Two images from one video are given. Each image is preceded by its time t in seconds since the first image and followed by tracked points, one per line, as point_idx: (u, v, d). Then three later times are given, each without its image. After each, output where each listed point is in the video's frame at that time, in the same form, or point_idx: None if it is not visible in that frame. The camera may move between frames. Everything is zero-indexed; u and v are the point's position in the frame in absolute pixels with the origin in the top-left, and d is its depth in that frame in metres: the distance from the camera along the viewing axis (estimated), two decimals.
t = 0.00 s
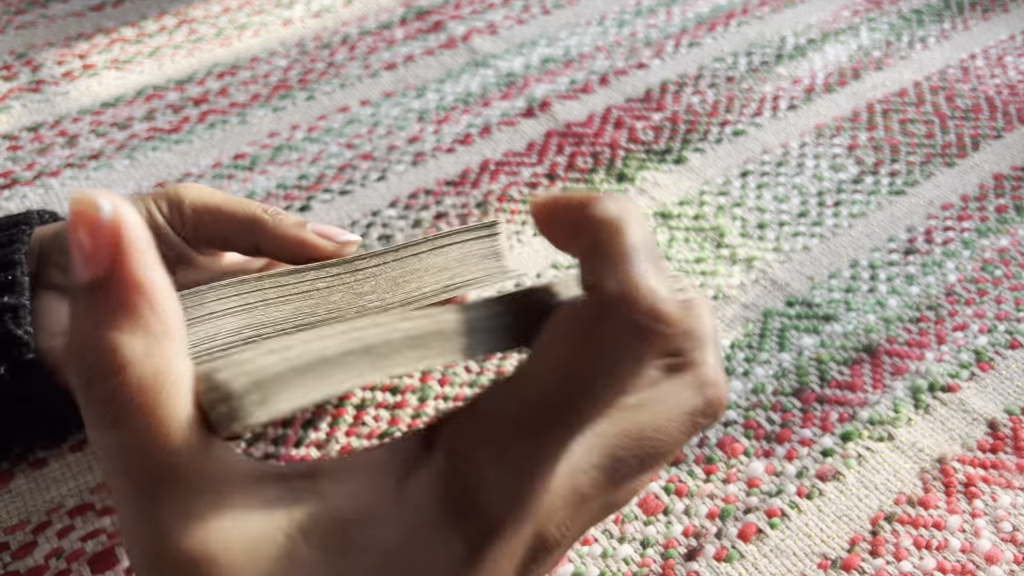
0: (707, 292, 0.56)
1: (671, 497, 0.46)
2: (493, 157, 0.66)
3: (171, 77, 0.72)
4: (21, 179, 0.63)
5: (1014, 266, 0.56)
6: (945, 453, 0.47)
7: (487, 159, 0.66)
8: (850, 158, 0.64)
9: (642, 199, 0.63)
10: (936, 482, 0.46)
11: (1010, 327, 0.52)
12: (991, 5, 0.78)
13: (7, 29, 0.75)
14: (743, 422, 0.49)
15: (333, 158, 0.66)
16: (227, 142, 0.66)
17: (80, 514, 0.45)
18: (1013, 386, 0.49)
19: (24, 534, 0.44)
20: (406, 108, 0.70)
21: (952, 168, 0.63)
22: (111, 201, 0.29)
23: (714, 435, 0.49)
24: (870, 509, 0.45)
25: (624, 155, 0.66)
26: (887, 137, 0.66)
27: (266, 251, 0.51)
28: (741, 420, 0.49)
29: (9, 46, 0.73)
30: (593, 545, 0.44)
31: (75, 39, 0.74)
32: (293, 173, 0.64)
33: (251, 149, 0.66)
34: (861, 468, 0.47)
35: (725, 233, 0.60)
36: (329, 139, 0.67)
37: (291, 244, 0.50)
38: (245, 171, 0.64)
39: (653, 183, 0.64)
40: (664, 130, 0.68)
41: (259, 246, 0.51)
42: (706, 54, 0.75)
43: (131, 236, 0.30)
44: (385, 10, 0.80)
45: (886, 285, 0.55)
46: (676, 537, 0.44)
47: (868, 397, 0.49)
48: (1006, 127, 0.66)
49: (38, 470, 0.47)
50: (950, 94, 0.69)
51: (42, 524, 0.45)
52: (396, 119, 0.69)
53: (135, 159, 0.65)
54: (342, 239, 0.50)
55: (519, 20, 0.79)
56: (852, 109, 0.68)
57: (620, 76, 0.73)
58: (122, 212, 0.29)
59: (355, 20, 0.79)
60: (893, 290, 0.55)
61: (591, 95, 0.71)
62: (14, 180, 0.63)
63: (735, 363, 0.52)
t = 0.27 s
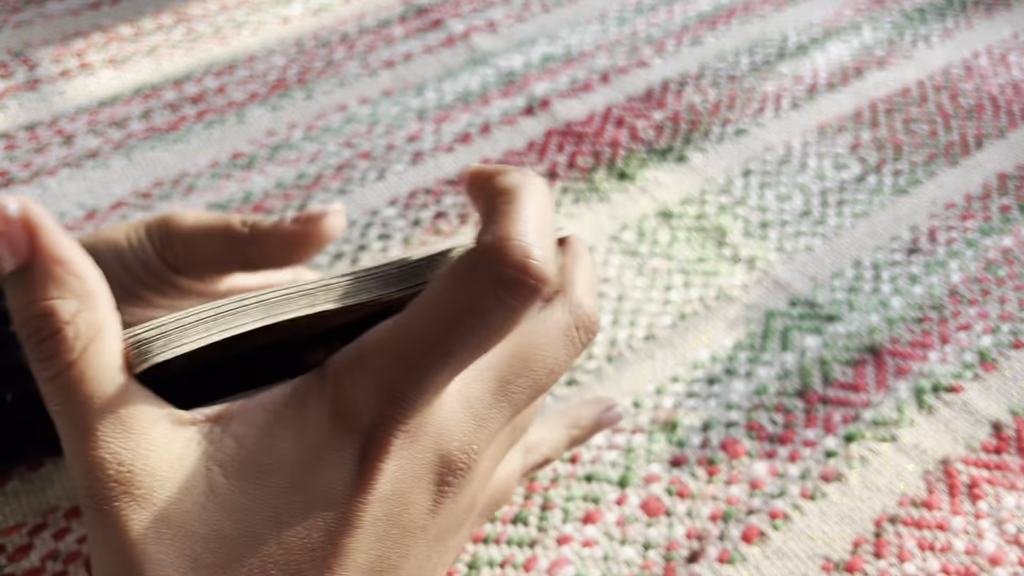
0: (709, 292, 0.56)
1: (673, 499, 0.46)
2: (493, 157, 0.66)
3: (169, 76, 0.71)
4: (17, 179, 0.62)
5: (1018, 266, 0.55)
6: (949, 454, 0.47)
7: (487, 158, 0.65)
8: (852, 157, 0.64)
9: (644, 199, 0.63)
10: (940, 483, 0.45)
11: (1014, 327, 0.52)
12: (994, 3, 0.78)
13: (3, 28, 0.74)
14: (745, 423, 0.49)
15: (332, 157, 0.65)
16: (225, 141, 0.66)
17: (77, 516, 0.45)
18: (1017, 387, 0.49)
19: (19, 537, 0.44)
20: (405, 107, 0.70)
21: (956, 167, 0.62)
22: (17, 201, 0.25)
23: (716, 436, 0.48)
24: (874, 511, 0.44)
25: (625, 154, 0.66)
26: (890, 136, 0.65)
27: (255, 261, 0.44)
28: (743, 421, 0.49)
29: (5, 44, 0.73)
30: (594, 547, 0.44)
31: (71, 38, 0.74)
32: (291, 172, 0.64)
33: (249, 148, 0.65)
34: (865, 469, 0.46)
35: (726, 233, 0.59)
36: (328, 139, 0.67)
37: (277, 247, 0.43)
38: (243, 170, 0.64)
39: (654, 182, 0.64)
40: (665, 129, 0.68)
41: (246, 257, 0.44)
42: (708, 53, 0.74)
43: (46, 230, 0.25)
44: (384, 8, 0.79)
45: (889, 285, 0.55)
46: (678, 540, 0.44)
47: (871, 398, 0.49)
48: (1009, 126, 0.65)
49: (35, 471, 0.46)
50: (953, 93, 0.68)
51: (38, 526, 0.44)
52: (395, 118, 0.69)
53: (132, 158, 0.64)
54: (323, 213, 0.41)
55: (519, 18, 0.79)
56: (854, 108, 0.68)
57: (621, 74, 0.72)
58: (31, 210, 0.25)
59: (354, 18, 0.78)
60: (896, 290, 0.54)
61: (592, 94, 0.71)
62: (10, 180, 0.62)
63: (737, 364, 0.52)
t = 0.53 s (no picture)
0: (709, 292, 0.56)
1: (672, 499, 0.46)
2: (493, 157, 0.66)
3: (169, 76, 0.71)
4: (18, 179, 0.62)
5: (1017, 266, 0.55)
6: (948, 454, 0.47)
7: (487, 158, 0.65)
8: (852, 157, 0.64)
9: (643, 199, 0.63)
10: (939, 483, 0.46)
11: (1013, 327, 0.52)
12: (994, 3, 0.78)
13: (4, 28, 0.74)
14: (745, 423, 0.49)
15: (332, 158, 0.65)
16: (225, 141, 0.66)
17: (78, 514, 0.45)
18: (1016, 387, 0.49)
19: (20, 536, 0.44)
20: (405, 107, 0.70)
21: (955, 167, 0.62)
22: (150, 315, 0.23)
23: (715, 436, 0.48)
24: (873, 511, 0.45)
25: (625, 155, 0.66)
26: (889, 136, 0.65)
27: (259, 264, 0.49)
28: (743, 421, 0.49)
29: (6, 45, 0.73)
30: (593, 547, 0.44)
31: (72, 38, 0.74)
32: (291, 172, 0.64)
33: (249, 148, 0.66)
34: (864, 469, 0.46)
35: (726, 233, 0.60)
36: (328, 139, 0.67)
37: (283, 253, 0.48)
38: (243, 170, 0.64)
39: (654, 183, 0.64)
40: (665, 129, 0.68)
41: (252, 261, 0.49)
42: (707, 53, 0.74)
43: (181, 346, 0.24)
44: (384, 9, 0.80)
45: (889, 285, 0.55)
46: (678, 539, 0.44)
47: (870, 398, 0.49)
48: (1008, 126, 0.66)
49: (35, 472, 0.47)
50: (952, 93, 0.69)
51: (39, 525, 0.44)
52: (395, 118, 0.69)
53: (132, 158, 0.64)
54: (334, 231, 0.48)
55: (519, 19, 0.79)
56: (853, 109, 0.68)
57: (620, 75, 0.73)
58: (164, 326, 0.23)
59: (354, 18, 0.78)
60: (896, 290, 0.55)
61: (592, 94, 0.71)
62: (11, 180, 0.62)
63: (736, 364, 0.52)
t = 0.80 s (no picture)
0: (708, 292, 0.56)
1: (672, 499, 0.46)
2: (493, 157, 0.66)
3: (170, 76, 0.71)
4: (18, 179, 0.62)
5: (1017, 266, 0.55)
6: (948, 454, 0.47)
7: (487, 159, 0.65)
8: (851, 158, 0.64)
9: (643, 199, 0.63)
10: (938, 483, 0.46)
11: (1012, 327, 0.52)
12: (993, 4, 0.78)
13: (5, 29, 0.74)
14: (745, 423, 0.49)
15: (332, 158, 0.65)
16: (226, 141, 0.66)
17: (79, 514, 0.45)
18: (1015, 387, 0.49)
19: (20, 536, 0.44)
20: (405, 108, 0.70)
21: (954, 168, 0.62)
22: (224, 400, 0.20)
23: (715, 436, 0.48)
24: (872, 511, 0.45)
25: (624, 155, 0.66)
26: (888, 136, 0.66)
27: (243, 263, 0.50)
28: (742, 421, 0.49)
29: (7, 45, 0.73)
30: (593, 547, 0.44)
31: (73, 39, 0.74)
32: (292, 172, 0.64)
33: (249, 149, 0.66)
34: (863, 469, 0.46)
35: (725, 233, 0.60)
36: (328, 139, 0.67)
37: (266, 261, 0.48)
38: (243, 170, 0.64)
39: (653, 183, 0.64)
40: (665, 129, 0.68)
41: (236, 260, 0.51)
42: (707, 54, 0.74)
43: (257, 430, 0.20)
44: (384, 9, 0.80)
45: (888, 285, 0.55)
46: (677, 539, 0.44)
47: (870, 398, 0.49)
48: (1008, 127, 0.66)
49: (36, 471, 0.47)
50: (951, 93, 0.69)
51: (39, 525, 0.44)
52: (396, 119, 0.69)
53: (133, 158, 0.64)
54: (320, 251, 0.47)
55: (519, 19, 0.79)
56: (853, 109, 0.68)
57: (620, 75, 0.73)
58: (236, 407, 0.20)
59: (354, 19, 0.78)
60: (895, 290, 0.55)
61: (591, 94, 0.71)
62: (11, 180, 0.62)
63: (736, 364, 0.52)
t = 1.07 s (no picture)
0: (709, 292, 0.56)
1: (672, 499, 0.46)
2: (493, 157, 0.66)
3: (169, 76, 0.71)
4: (17, 179, 0.62)
5: (1017, 266, 0.55)
6: (948, 454, 0.47)
7: (487, 158, 0.65)
8: (852, 157, 0.64)
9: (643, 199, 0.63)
10: (939, 483, 0.46)
11: (1013, 327, 0.52)
12: (994, 4, 0.78)
13: (4, 28, 0.74)
14: (745, 423, 0.49)
15: (332, 158, 0.65)
16: (226, 141, 0.66)
17: (78, 515, 0.45)
18: (1016, 387, 0.49)
19: (20, 536, 0.44)
20: (405, 107, 0.70)
21: (955, 167, 0.62)
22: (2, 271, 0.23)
23: (716, 436, 0.48)
24: (873, 511, 0.45)
25: (625, 155, 0.66)
26: (889, 136, 0.65)
27: (247, 268, 0.49)
28: (743, 420, 0.49)
29: (6, 45, 0.73)
30: (593, 547, 0.44)
31: (72, 38, 0.74)
32: (291, 172, 0.64)
33: (249, 148, 0.66)
34: (864, 469, 0.46)
35: (726, 233, 0.60)
36: (328, 139, 0.67)
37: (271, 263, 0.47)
38: (243, 170, 0.64)
39: (654, 183, 0.64)
40: (665, 129, 0.68)
41: (240, 263, 0.49)
42: (707, 53, 0.74)
43: (45, 297, 0.24)
44: (384, 8, 0.80)
45: (889, 285, 0.55)
46: (678, 539, 0.44)
47: (870, 398, 0.49)
48: (1008, 126, 0.66)
49: (35, 471, 0.47)
50: (952, 93, 0.68)
51: (39, 525, 0.44)
52: (396, 118, 0.69)
53: (132, 158, 0.64)
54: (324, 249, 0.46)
55: (519, 19, 0.79)
56: (854, 109, 0.68)
57: (620, 75, 0.73)
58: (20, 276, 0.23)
59: (354, 18, 0.78)
60: (896, 289, 0.55)
61: (592, 94, 0.71)
62: (11, 180, 0.62)
63: (737, 364, 0.52)
